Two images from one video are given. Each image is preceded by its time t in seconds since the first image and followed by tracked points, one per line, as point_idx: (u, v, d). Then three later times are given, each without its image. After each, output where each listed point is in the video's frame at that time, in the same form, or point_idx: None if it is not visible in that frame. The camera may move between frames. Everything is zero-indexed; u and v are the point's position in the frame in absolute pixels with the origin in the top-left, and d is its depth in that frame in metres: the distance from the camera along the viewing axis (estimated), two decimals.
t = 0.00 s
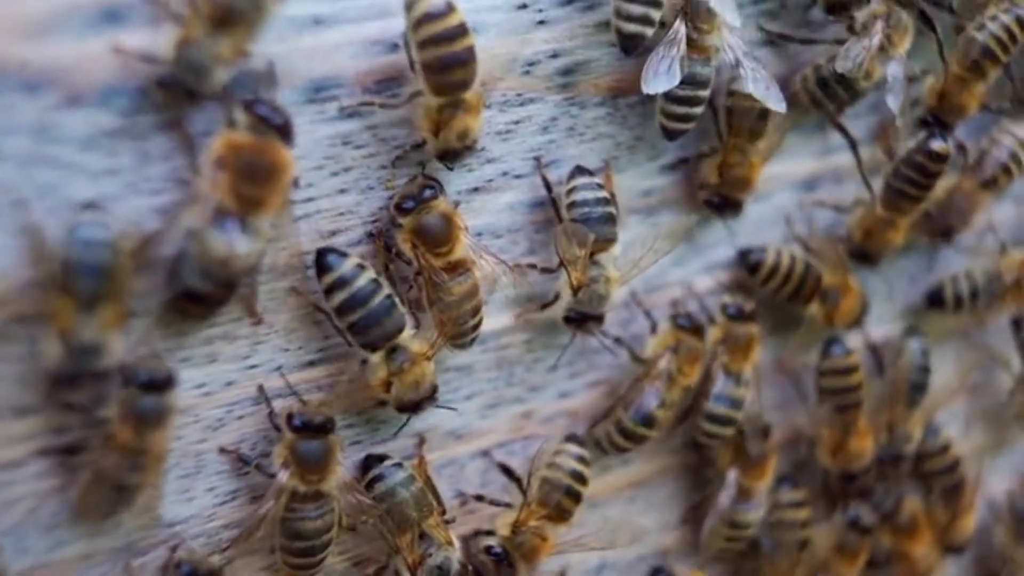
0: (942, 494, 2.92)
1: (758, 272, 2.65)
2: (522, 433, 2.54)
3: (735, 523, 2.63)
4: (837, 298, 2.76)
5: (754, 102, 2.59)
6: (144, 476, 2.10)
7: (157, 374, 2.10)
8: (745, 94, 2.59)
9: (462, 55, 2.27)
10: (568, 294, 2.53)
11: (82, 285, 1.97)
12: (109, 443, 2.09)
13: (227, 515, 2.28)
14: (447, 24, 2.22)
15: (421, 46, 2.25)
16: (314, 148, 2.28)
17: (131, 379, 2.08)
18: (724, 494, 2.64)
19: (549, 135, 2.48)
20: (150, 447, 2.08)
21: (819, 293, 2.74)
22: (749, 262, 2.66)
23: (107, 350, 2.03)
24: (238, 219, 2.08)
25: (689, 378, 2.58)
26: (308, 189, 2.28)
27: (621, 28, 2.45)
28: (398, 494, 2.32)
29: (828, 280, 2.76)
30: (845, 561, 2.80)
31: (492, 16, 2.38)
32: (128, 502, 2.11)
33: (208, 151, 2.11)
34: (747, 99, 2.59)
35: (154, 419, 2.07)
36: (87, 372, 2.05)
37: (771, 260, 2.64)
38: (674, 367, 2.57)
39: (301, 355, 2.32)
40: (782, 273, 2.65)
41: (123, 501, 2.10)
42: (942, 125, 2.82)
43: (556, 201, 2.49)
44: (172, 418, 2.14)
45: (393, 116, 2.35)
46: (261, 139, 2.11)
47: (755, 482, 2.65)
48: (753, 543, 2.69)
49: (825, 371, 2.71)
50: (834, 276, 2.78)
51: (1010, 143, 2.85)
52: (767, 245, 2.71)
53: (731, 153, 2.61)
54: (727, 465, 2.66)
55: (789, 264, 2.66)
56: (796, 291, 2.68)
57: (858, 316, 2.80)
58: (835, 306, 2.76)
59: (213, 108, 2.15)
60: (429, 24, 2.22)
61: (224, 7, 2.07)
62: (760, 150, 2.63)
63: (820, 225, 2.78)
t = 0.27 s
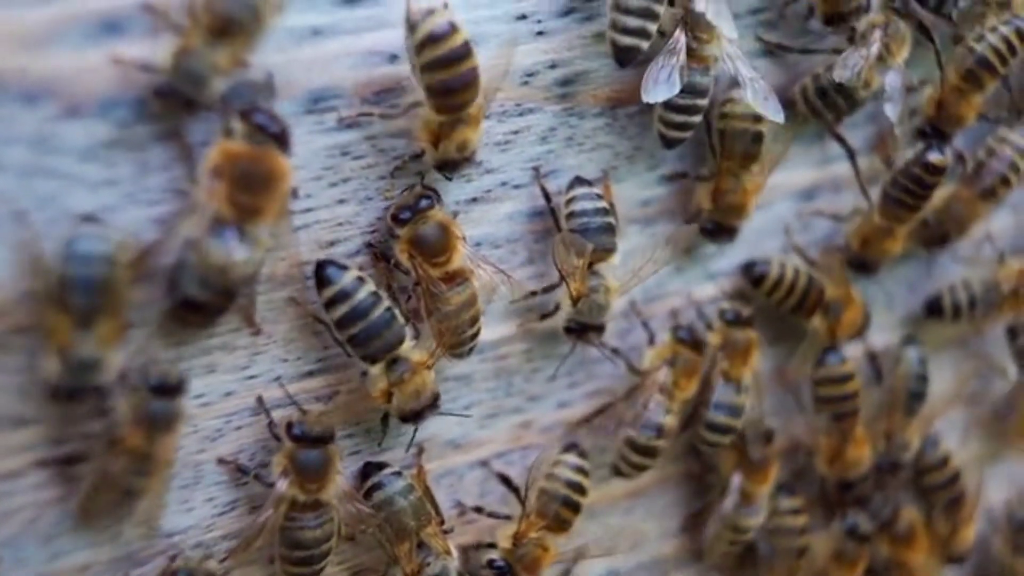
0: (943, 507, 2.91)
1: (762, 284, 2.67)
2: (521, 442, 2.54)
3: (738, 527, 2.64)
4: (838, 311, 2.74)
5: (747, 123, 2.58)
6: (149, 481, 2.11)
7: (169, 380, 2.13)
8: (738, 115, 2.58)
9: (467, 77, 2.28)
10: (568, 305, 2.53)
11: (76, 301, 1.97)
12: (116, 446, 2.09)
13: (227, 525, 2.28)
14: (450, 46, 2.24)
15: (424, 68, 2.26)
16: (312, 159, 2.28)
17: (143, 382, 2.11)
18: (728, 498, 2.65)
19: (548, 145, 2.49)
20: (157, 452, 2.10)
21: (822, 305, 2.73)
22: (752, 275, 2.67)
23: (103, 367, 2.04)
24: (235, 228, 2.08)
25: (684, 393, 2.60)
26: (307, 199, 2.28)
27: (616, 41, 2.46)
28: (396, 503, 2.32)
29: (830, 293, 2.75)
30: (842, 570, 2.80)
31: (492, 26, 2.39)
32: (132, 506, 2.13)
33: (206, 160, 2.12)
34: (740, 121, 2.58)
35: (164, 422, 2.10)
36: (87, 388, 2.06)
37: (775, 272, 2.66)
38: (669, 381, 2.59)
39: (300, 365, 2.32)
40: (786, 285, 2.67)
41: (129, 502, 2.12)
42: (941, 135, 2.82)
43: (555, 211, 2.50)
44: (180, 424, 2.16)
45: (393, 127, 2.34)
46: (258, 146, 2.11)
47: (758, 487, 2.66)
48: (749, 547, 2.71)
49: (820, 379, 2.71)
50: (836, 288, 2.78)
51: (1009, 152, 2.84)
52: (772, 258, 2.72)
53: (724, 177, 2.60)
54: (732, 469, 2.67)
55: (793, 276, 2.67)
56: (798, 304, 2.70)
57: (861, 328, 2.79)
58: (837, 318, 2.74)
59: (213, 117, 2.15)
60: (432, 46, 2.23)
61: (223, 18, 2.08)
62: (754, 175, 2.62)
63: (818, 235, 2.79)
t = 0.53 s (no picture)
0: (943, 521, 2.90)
1: (767, 298, 2.67)
2: (520, 453, 2.53)
3: (739, 531, 2.65)
4: (840, 329, 2.74)
5: (750, 147, 2.58)
6: (159, 489, 2.11)
7: (184, 388, 2.12)
8: (739, 139, 2.58)
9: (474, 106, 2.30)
10: (565, 317, 2.53)
11: (71, 322, 1.96)
12: (129, 453, 2.08)
13: (224, 538, 2.27)
14: (462, 73, 2.26)
15: (436, 98, 2.27)
16: (311, 171, 2.28)
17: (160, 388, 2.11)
18: (729, 502, 2.65)
19: (547, 157, 2.49)
20: (170, 460, 2.09)
21: (824, 322, 2.72)
22: (757, 287, 2.67)
23: (99, 384, 2.03)
24: (235, 239, 2.08)
25: (677, 410, 2.57)
26: (305, 211, 2.27)
27: (615, 55, 2.47)
28: (394, 514, 2.31)
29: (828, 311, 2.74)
30: None
31: (492, 38, 2.41)
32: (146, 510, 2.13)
33: (205, 171, 2.11)
34: (743, 145, 2.58)
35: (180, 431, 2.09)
36: (86, 407, 2.05)
37: (779, 286, 2.66)
38: (662, 397, 2.57)
39: (299, 377, 2.31)
40: (790, 299, 2.66)
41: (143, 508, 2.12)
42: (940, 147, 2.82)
43: (553, 223, 2.49)
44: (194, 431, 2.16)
45: (392, 139, 2.34)
46: (258, 158, 2.09)
47: (760, 490, 2.66)
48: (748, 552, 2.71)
49: (815, 392, 2.72)
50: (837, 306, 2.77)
51: (1005, 160, 2.83)
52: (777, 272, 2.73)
53: (726, 200, 2.61)
54: (734, 472, 2.67)
55: (798, 290, 2.67)
56: (801, 321, 2.69)
57: (862, 347, 2.79)
58: (838, 336, 2.74)
59: (211, 128, 2.16)
60: (445, 75, 2.25)
61: (219, 28, 2.07)
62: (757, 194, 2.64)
63: (816, 246, 2.79)
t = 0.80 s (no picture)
0: (940, 530, 2.90)
1: (773, 308, 2.67)
2: (519, 463, 2.53)
3: (739, 538, 2.65)
4: (843, 343, 2.74)
5: (741, 166, 2.59)
6: (159, 496, 2.12)
7: (184, 397, 2.13)
8: (732, 159, 2.59)
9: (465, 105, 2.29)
10: (563, 328, 2.53)
11: (73, 334, 1.96)
12: (128, 459, 2.09)
13: (223, 548, 2.27)
14: (445, 72, 2.25)
15: (423, 99, 2.27)
16: (309, 181, 2.28)
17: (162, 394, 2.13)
18: (729, 505, 2.67)
19: (545, 167, 2.49)
20: (169, 465, 2.11)
21: (827, 335, 2.73)
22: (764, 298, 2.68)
23: (101, 398, 2.02)
24: (235, 246, 2.08)
25: (666, 420, 2.58)
26: (303, 221, 2.27)
27: (612, 64, 2.47)
28: (393, 527, 2.30)
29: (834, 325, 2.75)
30: None
31: (490, 48, 2.41)
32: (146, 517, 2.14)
33: (204, 178, 2.11)
34: (734, 165, 2.59)
35: (181, 436, 2.11)
36: (88, 420, 2.04)
37: (785, 296, 2.66)
38: (652, 407, 2.57)
39: (298, 388, 2.31)
40: (794, 310, 2.66)
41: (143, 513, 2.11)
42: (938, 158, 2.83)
43: (552, 233, 2.50)
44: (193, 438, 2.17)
45: (391, 150, 2.34)
46: (258, 165, 2.10)
47: (762, 495, 2.67)
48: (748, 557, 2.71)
49: (817, 405, 2.72)
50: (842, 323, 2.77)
51: (1005, 174, 2.85)
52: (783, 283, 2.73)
53: (725, 220, 2.62)
54: (738, 473, 2.69)
55: (804, 302, 2.67)
56: (805, 332, 2.69)
57: (864, 364, 2.79)
58: (842, 350, 2.75)
59: (210, 139, 2.16)
60: (427, 75, 2.24)
61: (216, 44, 2.06)
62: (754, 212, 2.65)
63: (815, 256, 2.79)
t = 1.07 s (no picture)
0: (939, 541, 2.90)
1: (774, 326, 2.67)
2: (517, 474, 2.53)
3: (737, 549, 2.64)
4: (846, 356, 2.73)
5: (739, 194, 2.60)
6: (157, 504, 2.11)
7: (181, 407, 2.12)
8: (727, 188, 2.60)
9: (464, 103, 2.31)
10: (563, 339, 2.53)
11: (71, 345, 1.94)
12: (129, 465, 2.09)
13: (222, 558, 2.27)
14: (442, 75, 2.25)
15: (421, 100, 2.28)
16: (308, 193, 2.28)
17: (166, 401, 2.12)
18: (729, 511, 2.66)
19: (544, 178, 2.49)
20: (168, 474, 2.11)
21: (829, 350, 2.72)
22: (763, 312, 2.70)
23: (104, 409, 2.00)
24: (236, 257, 2.08)
25: (659, 431, 2.58)
26: (302, 232, 2.27)
27: (609, 75, 2.46)
28: (389, 539, 2.30)
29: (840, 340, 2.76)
30: None
31: (488, 59, 2.41)
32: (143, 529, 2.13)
33: (203, 189, 2.12)
34: (732, 194, 2.60)
35: (181, 443, 2.11)
36: (90, 429, 2.02)
37: (783, 311, 2.66)
38: (646, 417, 2.58)
39: (296, 399, 2.31)
40: (794, 326, 2.66)
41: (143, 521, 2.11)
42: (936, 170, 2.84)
43: (550, 243, 2.50)
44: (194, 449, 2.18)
45: (390, 161, 2.34)
46: (257, 175, 2.11)
47: (762, 501, 2.66)
48: (748, 565, 2.69)
49: (815, 421, 2.71)
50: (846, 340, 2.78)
51: (1003, 186, 2.86)
52: (781, 296, 2.73)
53: (722, 245, 2.63)
54: (739, 481, 2.68)
55: (804, 319, 2.66)
56: (806, 346, 2.68)
57: (867, 378, 2.80)
58: (845, 364, 2.73)
59: (208, 150, 2.17)
60: (423, 77, 2.25)
61: (214, 58, 2.05)
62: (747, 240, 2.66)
63: (814, 267, 2.79)
